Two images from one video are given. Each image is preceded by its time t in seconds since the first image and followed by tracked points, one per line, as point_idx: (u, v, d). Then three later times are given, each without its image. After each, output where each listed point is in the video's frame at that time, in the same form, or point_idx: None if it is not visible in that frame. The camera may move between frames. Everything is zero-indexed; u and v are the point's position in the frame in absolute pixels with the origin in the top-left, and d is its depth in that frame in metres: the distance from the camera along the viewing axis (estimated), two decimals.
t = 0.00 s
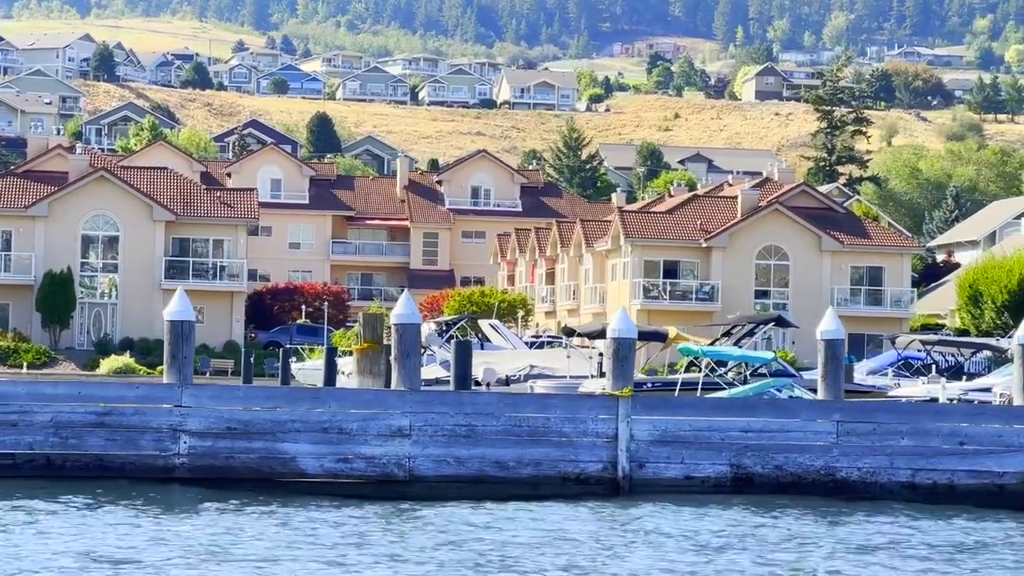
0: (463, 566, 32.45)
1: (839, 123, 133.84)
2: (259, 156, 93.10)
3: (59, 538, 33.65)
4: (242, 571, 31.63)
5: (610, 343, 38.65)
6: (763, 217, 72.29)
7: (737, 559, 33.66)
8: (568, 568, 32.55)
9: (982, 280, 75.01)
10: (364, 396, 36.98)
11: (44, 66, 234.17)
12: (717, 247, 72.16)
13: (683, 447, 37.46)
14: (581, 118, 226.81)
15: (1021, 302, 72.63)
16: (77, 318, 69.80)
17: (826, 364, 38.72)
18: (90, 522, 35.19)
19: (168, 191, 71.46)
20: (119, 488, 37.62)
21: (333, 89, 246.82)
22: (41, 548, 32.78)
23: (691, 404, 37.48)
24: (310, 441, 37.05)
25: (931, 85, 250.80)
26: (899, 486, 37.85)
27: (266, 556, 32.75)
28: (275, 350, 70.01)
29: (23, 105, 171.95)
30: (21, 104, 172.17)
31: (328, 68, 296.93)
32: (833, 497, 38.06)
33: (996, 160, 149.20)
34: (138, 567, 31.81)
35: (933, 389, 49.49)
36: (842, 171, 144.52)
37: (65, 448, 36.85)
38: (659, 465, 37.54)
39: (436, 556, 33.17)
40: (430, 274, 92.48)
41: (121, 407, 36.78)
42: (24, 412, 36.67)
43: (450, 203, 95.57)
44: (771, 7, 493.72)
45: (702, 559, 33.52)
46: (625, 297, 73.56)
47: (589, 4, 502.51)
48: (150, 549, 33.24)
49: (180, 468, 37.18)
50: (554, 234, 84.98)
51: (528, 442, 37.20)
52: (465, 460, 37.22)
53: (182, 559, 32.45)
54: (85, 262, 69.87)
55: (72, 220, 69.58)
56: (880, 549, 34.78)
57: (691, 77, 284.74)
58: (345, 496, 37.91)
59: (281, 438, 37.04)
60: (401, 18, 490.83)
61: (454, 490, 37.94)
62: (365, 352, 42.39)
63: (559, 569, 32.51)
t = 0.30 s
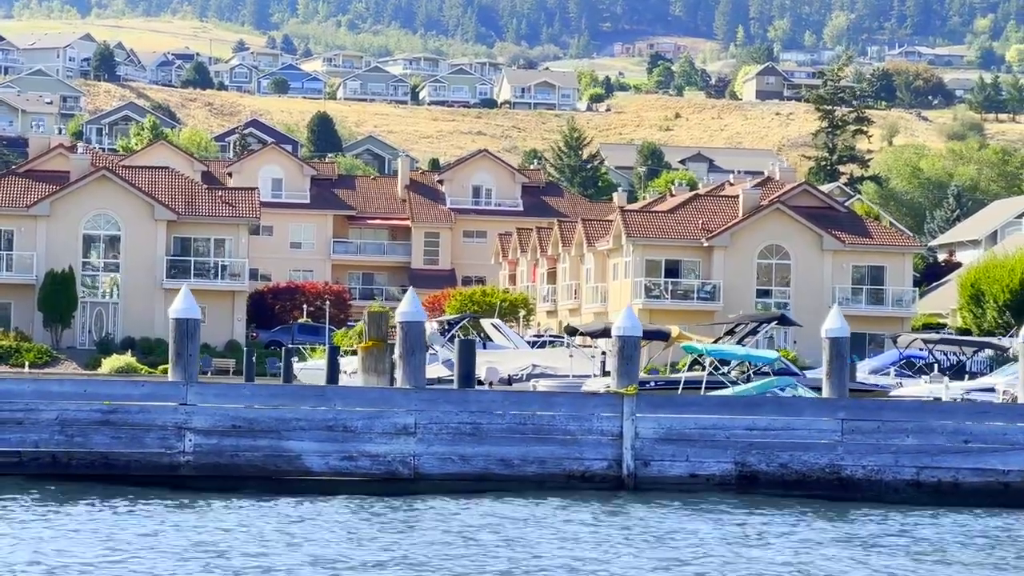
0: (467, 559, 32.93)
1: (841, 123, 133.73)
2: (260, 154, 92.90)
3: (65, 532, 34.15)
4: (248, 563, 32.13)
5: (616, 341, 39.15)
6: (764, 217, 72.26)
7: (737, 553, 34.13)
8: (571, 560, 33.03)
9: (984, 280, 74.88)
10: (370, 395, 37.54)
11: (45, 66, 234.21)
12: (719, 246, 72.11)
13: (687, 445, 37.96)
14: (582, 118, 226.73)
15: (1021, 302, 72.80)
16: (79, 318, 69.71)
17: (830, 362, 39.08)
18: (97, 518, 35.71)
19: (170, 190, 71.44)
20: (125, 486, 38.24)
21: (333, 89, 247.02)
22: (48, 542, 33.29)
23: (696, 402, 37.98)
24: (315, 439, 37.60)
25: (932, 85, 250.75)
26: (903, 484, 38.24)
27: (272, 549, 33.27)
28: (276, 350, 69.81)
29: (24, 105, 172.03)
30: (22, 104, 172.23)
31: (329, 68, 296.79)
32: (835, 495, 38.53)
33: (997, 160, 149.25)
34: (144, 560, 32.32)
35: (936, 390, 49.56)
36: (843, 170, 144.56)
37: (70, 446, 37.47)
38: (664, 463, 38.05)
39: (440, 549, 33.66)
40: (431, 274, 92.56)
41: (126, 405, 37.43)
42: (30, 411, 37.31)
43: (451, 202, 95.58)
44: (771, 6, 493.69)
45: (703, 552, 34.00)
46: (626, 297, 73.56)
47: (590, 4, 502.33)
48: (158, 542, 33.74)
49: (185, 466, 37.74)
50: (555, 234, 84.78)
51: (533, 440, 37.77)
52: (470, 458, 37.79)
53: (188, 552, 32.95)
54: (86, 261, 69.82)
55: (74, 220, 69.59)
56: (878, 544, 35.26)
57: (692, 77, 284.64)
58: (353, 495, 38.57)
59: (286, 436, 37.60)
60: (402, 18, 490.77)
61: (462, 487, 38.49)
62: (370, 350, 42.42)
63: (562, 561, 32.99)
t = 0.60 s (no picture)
0: (477, 556, 33.25)
1: (842, 123, 133.74)
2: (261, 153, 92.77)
3: (74, 531, 34.42)
4: (259, 560, 32.41)
5: (620, 342, 39.49)
6: (765, 216, 72.23)
7: (743, 549, 34.49)
8: (580, 557, 33.36)
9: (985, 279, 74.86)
10: (375, 395, 37.94)
11: (45, 66, 234.07)
12: (720, 246, 72.10)
13: (692, 446, 38.31)
14: (583, 117, 226.65)
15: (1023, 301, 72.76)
16: (80, 318, 69.65)
17: (834, 362, 39.42)
18: (105, 517, 35.96)
19: (171, 190, 71.40)
20: (129, 487, 38.43)
21: (334, 89, 247.08)
22: (59, 540, 33.51)
23: (700, 402, 38.36)
24: (320, 439, 37.95)
25: (932, 84, 250.72)
26: (908, 484, 38.79)
27: (283, 546, 33.62)
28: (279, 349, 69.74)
29: (24, 105, 171.87)
30: (23, 103, 172.10)
31: (329, 68, 296.49)
32: (839, 495, 38.92)
33: (998, 159, 149.32)
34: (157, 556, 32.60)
35: (938, 390, 49.73)
36: (844, 170, 144.63)
37: (75, 446, 37.68)
38: (669, 462, 38.39)
39: (450, 546, 33.98)
40: (432, 273, 92.53)
41: (130, 405, 37.64)
42: (35, 411, 37.48)
43: (453, 202, 95.51)
44: (771, 6, 493.52)
45: (709, 549, 34.35)
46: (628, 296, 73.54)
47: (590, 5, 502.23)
48: (169, 539, 34.04)
49: (190, 466, 37.99)
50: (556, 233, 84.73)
51: (538, 439, 38.11)
52: (475, 458, 38.19)
53: (199, 549, 33.26)
54: (87, 261, 69.83)
55: (76, 220, 69.58)
56: (882, 540, 35.59)
57: (693, 76, 284.48)
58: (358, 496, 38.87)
59: (292, 436, 37.93)
60: (403, 17, 490.33)
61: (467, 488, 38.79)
62: (375, 350, 42.41)
63: (568, 558, 33.30)
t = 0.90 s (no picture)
0: (480, 555, 33.42)
1: (842, 123, 133.76)
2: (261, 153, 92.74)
3: (79, 532, 34.52)
4: (264, 560, 32.57)
5: (623, 343, 39.57)
6: (765, 217, 72.23)
7: (747, 549, 34.64)
8: (584, 557, 33.51)
9: (986, 278, 74.87)
10: (378, 396, 38.04)
11: (45, 66, 234.04)
12: (721, 246, 72.08)
13: (695, 447, 38.41)
14: (583, 117, 226.60)
15: None
16: (81, 318, 69.66)
17: (837, 363, 39.49)
18: (108, 519, 36.05)
19: (172, 190, 71.35)
20: (131, 488, 38.51)
21: (333, 89, 247.10)
22: (63, 541, 33.65)
23: (704, 403, 38.45)
24: (323, 440, 38.09)
25: (932, 84, 250.68)
26: (910, 485, 38.96)
27: (289, 546, 33.78)
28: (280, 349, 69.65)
29: (24, 105, 171.86)
30: (23, 103, 172.11)
31: (330, 67, 296.36)
32: (840, 495, 39.09)
33: (997, 159, 149.35)
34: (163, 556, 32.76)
35: (938, 390, 49.88)
36: (844, 169, 144.64)
37: (78, 447, 37.73)
38: (671, 464, 38.47)
39: (454, 546, 34.15)
40: (433, 273, 92.50)
41: (133, 407, 37.73)
42: (37, 412, 37.54)
43: (453, 202, 95.51)
44: (771, 6, 493.29)
45: (712, 549, 34.49)
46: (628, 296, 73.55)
47: (590, 5, 502.25)
48: (174, 539, 34.19)
49: (194, 467, 38.12)
50: (557, 233, 84.77)
51: (541, 441, 38.25)
52: (478, 459, 38.33)
53: (204, 549, 33.41)
54: (88, 261, 69.81)
55: (76, 220, 69.56)
56: (884, 540, 35.74)
57: (692, 76, 284.36)
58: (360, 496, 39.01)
59: (294, 438, 38.07)
60: (402, 17, 490.25)
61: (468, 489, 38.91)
62: (377, 351, 42.44)
63: (570, 558, 33.46)
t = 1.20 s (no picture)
0: (479, 556, 33.47)
1: (840, 122, 133.75)
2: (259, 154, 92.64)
3: (77, 532, 34.57)
4: (264, 560, 32.65)
5: (623, 344, 39.61)
6: (764, 216, 72.22)
7: (744, 548, 34.68)
8: (582, 557, 33.57)
9: (984, 279, 74.86)
10: (378, 397, 38.08)
11: (43, 66, 233.95)
12: (719, 246, 72.12)
13: (695, 446, 38.42)
14: (581, 117, 226.53)
15: (1021, 302, 72.65)
16: (79, 318, 69.64)
17: (837, 363, 39.56)
18: (107, 518, 36.11)
19: (171, 189, 71.32)
20: (131, 488, 38.61)
21: (331, 89, 246.63)
22: (63, 540, 33.73)
23: (704, 403, 38.46)
24: (323, 440, 38.18)
25: (930, 84, 250.67)
26: (910, 485, 39.00)
27: (287, 547, 33.84)
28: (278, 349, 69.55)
29: (22, 104, 171.87)
30: (21, 102, 172.12)
31: (329, 67, 296.36)
32: (840, 495, 39.11)
33: (995, 159, 149.37)
34: (163, 556, 32.84)
35: (938, 390, 49.97)
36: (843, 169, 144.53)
37: (78, 447, 37.85)
38: (672, 464, 38.50)
39: (453, 546, 34.23)
40: (431, 273, 92.49)
41: (133, 407, 37.84)
42: (38, 412, 37.64)
43: (451, 201, 95.50)
44: (769, 6, 493.40)
45: (709, 548, 34.53)
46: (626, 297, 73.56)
47: (588, 5, 502.02)
48: (173, 539, 34.25)
49: (194, 468, 38.22)
50: (555, 233, 84.85)
51: (541, 441, 38.23)
52: (478, 460, 38.31)
53: (204, 548, 33.47)
54: (86, 261, 69.77)
55: (75, 220, 69.55)
56: (883, 539, 35.76)
57: (690, 76, 284.32)
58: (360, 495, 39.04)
59: (295, 438, 38.16)
60: (399, 16, 490.08)
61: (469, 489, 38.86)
62: (377, 350, 42.45)
63: (569, 558, 33.49)
